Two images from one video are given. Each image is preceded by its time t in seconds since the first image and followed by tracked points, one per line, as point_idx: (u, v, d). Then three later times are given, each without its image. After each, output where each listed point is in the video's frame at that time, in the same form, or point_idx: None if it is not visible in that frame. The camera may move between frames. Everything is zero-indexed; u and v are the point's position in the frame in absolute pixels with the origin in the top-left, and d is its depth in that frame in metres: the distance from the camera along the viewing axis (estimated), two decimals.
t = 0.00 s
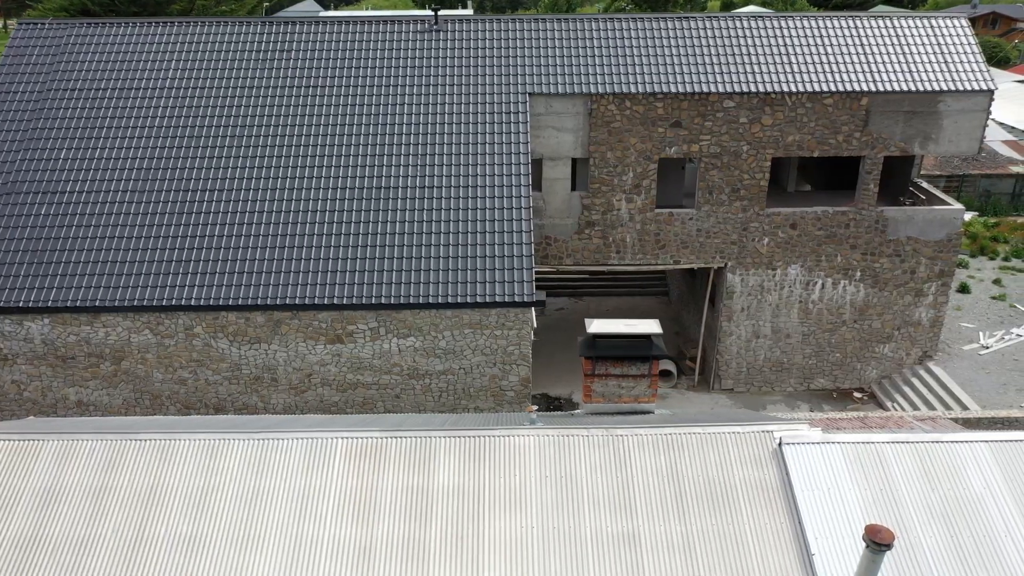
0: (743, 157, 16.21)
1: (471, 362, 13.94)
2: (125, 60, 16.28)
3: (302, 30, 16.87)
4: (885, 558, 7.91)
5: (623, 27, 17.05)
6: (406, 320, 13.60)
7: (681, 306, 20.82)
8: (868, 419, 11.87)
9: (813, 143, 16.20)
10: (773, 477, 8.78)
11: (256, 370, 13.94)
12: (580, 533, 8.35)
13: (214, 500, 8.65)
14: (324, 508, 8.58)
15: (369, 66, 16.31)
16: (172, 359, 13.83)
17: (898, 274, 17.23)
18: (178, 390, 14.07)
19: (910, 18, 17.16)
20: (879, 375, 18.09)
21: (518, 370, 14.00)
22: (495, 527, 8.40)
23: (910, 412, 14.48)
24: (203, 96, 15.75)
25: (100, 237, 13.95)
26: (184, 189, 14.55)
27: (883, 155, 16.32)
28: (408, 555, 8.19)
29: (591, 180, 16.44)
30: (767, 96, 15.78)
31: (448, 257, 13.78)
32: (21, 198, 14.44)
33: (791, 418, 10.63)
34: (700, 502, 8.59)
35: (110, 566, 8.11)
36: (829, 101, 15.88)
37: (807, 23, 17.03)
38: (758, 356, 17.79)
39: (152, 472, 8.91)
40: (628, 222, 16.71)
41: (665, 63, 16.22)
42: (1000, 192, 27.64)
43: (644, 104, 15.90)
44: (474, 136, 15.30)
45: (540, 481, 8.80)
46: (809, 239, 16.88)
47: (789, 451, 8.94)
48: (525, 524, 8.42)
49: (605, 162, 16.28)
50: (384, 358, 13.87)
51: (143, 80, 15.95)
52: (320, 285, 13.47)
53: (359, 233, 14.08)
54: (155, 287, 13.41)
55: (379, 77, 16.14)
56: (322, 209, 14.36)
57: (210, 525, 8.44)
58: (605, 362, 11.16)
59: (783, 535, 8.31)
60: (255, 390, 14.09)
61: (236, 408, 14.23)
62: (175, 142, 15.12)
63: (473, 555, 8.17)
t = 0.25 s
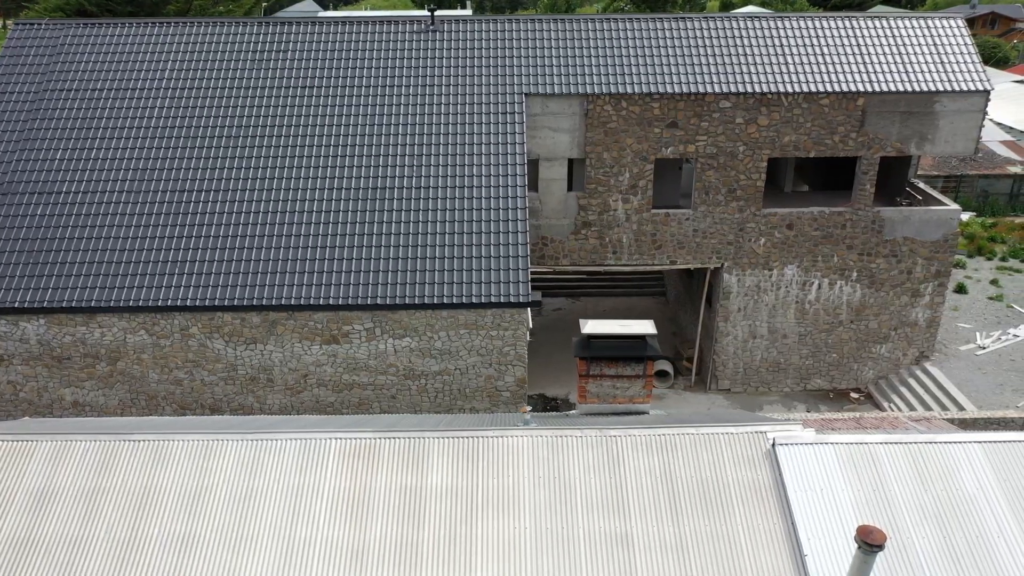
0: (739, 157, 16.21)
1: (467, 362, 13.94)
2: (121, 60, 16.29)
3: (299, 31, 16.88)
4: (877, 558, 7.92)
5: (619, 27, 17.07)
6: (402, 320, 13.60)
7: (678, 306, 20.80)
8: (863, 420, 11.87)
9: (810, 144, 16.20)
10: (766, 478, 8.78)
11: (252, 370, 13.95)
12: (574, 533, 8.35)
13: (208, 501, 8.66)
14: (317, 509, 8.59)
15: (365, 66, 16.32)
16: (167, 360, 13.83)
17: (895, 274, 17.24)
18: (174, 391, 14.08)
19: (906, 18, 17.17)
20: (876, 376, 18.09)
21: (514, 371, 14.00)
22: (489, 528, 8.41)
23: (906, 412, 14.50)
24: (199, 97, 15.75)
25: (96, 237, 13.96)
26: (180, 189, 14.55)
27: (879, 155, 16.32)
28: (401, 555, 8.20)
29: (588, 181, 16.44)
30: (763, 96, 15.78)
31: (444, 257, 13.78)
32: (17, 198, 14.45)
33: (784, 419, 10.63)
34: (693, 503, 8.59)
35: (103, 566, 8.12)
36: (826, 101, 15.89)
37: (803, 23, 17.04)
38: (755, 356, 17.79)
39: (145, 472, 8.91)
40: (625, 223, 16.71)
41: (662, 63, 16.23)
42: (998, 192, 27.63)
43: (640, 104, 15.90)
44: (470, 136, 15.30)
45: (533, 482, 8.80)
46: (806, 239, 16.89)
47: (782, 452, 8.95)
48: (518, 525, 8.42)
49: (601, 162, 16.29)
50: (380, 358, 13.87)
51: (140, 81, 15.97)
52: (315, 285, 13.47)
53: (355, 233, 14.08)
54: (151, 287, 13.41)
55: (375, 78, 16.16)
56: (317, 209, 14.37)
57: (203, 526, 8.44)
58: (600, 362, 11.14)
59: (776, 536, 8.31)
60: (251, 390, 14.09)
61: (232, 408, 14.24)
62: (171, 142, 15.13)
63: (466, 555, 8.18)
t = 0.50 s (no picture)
0: (735, 158, 16.21)
1: (462, 363, 13.95)
2: (117, 61, 16.30)
3: (295, 31, 16.90)
4: (867, 559, 7.93)
5: (615, 28, 17.09)
6: (397, 321, 13.61)
7: (675, 307, 20.82)
8: (857, 421, 11.88)
9: (806, 144, 16.20)
10: (758, 480, 8.78)
11: (247, 371, 13.95)
12: (565, 535, 8.36)
13: (200, 502, 8.66)
14: (309, 510, 8.59)
15: (362, 67, 16.33)
16: (163, 361, 13.84)
17: (891, 275, 17.25)
18: (169, 391, 14.09)
19: (902, 19, 17.18)
20: (872, 376, 18.10)
21: (509, 372, 14.01)
22: (480, 529, 8.42)
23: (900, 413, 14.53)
24: (195, 97, 15.77)
25: (92, 237, 13.97)
26: (176, 190, 14.57)
27: (875, 156, 16.32)
28: (392, 556, 8.21)
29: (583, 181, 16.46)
30: (759, 97, 15.79)
31: (439, 257, 13.79)
32: (12, 199, 14.46)
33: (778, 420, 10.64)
34: (684, 504, 8.60)
35: (95, 567, 8.13)
36: (822, 102, 15.89)
37: (799, 24, 17.05)
38: (751, 357, 17.80)
39: (138, 474, 8.92)
40: (621, 223, 16.72)
41: (658, 64, 16.24)
42: (996, 192, 27.64)
43: (635, 105, 15.90)
44: (466, 136, 15.31)
45: (526, 483, 8.81)
46: (801, 240, 16.89)
47: (774, 454, 8.96)
48: (510, 526, 8.43)
49: (597, 163, 16.29)
50: (375, 359, 13.88)
51: (136, 81, 15.98)
52: (310, 286, 13.48)
53: (350, 233, 14.09)
54: (146, 288, 13.42)
55: (371, 78, 16.17)
56: (313, 209, 14.37)
57: (195, 527, 8.45)
58: (593, 364, 11.25)
59: (767, 537, 8.32)
60: (246, 391, 14.10)
61: (227, 409, 14.25)
62: (167, 143, 15.15)
63: (457, 556, 8.19)
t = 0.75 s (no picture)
0: (731, 158, 16.21)
1: (457, 363, 13.95)
2: (113, 61, 16.31)
3: (292, 31, 16.91)
4: (859, 559, 7.93)
5: (611, 28, 17.09)
6: (392, 321, 13.61)
7: (672, 307, 20.81)
8: (852, 421, 11.89)
9: (802, 144, 16.20)
10: (751, 480, 8.78)
11: (243, 371, 13.95)
12: (558, 535, 8.35)
13: (191, 502, 8.66)
14: (301, 510, 8.59)
15: (358, 67, 16.33)
16: (158, 361, 13.84)
17: (887, 275, 17.24)
18: (164, 392, 14.09)
19: (898, 19, 17.18)
20: (869, 377, 18.09)
21: (504, 372, 14.01)
22: (473, 528, 8.41)
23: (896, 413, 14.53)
24: (191, 97, 15.77)
25: (87, 237, 13.97)
26: (171, 190, 14.56)
27: (871, 156, 16.32)
28: (384, 556, 8.20)
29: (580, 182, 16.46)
30: (754, 97, 15.78)
31: (434, 257, 13.78)
32: (8, 199, 14.46)
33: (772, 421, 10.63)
34: (677, 504, 8.59)
35: (86, 567, 8.13)
36: (818, 102, 15.89)
37: (795, 24, 17.05)
38: (748, 357, 17.79)
39: (130, 474, 8.91)
40: (617, 224, 16.72)
41: (654, 64, 16.24)
42: (994, 192, 27.64)
43: (631, 105, 15.90)
44: (462, 137, 15.31)
45: (518, 483, 8.80)
46: (798, 240, 16.88)
47: (767, 454, 8.96)
48: (502, 527, 8.42)
49: (593, 163, 16.29)
50: (371, 359, 13.88)
51: (132, 81, 15.98)
52: (305, 286, 13.47)
53: (346, 233, 14.09)
54: (141, 288, 13.42)
55: (368, 78, 16.17)
56: (309, 209, 14.37)
57: (187, 527, 8.45)
58: (587, 364, 11.15)
59: (759, 536, 8.32)
60: (241, 391, 14.10)
61: (222, 409, 14.25)
62: (163, 143, 15.15)
63: (449, 557, 8.18)
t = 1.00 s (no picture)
0: (727, 157, 16.19)
1: (453, 363, 13.94)
2: (108, 60, 16.29)
3: (287, 31, 16.89)
4: (851, 559, 7.91)
5: (607, 28, 17.08)
6: (387, 321, 13.60)
7: (669, 307, 20.80)
8: (847, 421, 11.88)
9: (798, 144, 16.18)
10: (744, 480, 8.76)
11: (237, 371, 13.93)
12: (550, 535, 8.33)
13: (183, 502, 8.64)
14: (293, 510, 8.57)
15: (354, 67, 16.31)
16: (152, 360, 13.82)
17: (884, 275, 17.23)
18: (159, 392, 14.08)
19: (894, 19, 17.17)
20: (865, 377, 18.08)
21: (499, 372, 13.99)
22: (464, 529, 8.39)
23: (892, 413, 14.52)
24: (186, 97, 15.75)
25: (82, 237, 13.95)
26: (166, 189, 14.54)
27: (867, 156, 16.30)
28: (375, 556, 8.19)
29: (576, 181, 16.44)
30: (750, 97, 15.76)
31: (429, 257, 13.76)
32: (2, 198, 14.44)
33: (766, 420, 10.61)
34: (670, 505, 8.57)
35: (77, 567, 8.11)
36: (814, 102, 15.87)
37: (791, 24, 17.03)
38: (744, 357, 17.77)
39: (122, 474, 8.90)
40: (613, 223, 16.70)
41: (650, 64, 16.23)
42: (992, 192, 27.64)
43: (627, 105, 15.88)
44: (457, 136, 15.29)
45: (511, 483, 8.78)
46: (794, 240, 16.86)
47: (760, 454, 8.94)
48: (494, 527, 8.40)
49: (589, 163, 16.27)
50: (366, 359, 13.87)
51: (127, 81, 15.96)
52: (300, 286, 13.45)
53: (341, 233, 14.06)
54: (135, 288, 13.39)
55: (363, 78, 16.15)
56: (304, 209, 14.35)
57: (179, 527, 8.43)
58: (582, 364, 11.11)
59: (751, 537, 8.30)
60: (236, 391, 14.08)
61: (217, 409, 14.24)
62: (158, 143, 15.13)
63: (441, 557, 8.16)
